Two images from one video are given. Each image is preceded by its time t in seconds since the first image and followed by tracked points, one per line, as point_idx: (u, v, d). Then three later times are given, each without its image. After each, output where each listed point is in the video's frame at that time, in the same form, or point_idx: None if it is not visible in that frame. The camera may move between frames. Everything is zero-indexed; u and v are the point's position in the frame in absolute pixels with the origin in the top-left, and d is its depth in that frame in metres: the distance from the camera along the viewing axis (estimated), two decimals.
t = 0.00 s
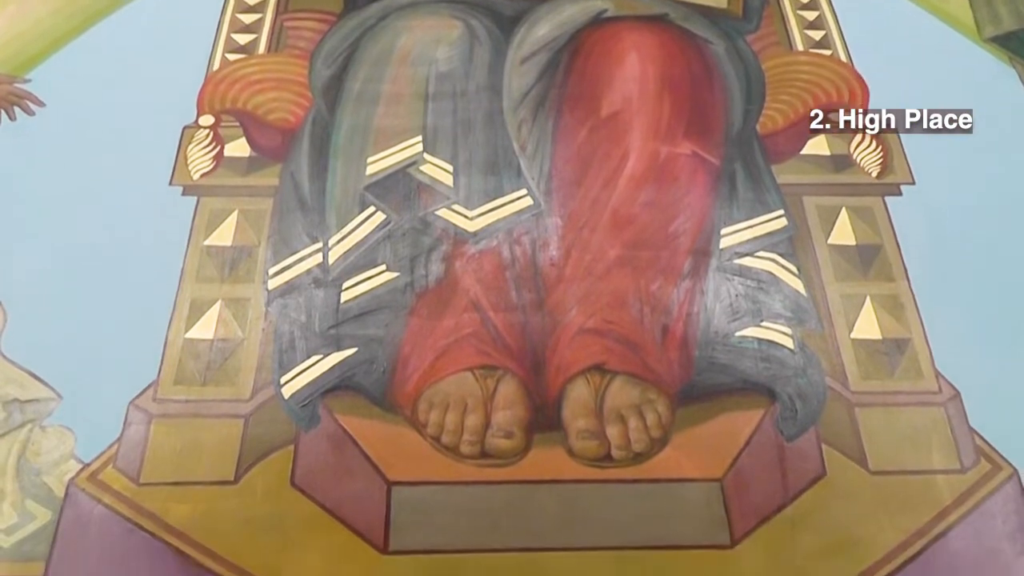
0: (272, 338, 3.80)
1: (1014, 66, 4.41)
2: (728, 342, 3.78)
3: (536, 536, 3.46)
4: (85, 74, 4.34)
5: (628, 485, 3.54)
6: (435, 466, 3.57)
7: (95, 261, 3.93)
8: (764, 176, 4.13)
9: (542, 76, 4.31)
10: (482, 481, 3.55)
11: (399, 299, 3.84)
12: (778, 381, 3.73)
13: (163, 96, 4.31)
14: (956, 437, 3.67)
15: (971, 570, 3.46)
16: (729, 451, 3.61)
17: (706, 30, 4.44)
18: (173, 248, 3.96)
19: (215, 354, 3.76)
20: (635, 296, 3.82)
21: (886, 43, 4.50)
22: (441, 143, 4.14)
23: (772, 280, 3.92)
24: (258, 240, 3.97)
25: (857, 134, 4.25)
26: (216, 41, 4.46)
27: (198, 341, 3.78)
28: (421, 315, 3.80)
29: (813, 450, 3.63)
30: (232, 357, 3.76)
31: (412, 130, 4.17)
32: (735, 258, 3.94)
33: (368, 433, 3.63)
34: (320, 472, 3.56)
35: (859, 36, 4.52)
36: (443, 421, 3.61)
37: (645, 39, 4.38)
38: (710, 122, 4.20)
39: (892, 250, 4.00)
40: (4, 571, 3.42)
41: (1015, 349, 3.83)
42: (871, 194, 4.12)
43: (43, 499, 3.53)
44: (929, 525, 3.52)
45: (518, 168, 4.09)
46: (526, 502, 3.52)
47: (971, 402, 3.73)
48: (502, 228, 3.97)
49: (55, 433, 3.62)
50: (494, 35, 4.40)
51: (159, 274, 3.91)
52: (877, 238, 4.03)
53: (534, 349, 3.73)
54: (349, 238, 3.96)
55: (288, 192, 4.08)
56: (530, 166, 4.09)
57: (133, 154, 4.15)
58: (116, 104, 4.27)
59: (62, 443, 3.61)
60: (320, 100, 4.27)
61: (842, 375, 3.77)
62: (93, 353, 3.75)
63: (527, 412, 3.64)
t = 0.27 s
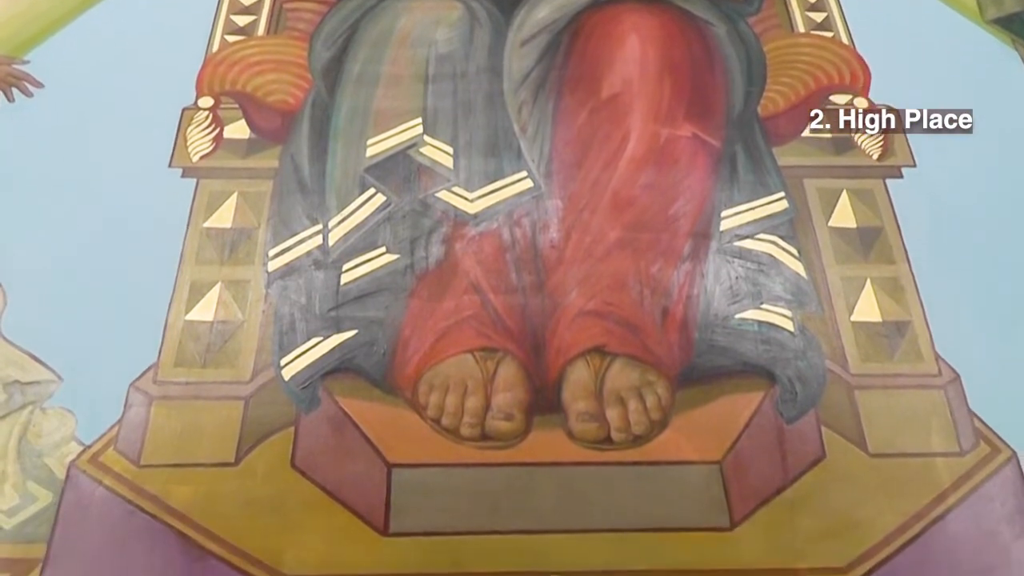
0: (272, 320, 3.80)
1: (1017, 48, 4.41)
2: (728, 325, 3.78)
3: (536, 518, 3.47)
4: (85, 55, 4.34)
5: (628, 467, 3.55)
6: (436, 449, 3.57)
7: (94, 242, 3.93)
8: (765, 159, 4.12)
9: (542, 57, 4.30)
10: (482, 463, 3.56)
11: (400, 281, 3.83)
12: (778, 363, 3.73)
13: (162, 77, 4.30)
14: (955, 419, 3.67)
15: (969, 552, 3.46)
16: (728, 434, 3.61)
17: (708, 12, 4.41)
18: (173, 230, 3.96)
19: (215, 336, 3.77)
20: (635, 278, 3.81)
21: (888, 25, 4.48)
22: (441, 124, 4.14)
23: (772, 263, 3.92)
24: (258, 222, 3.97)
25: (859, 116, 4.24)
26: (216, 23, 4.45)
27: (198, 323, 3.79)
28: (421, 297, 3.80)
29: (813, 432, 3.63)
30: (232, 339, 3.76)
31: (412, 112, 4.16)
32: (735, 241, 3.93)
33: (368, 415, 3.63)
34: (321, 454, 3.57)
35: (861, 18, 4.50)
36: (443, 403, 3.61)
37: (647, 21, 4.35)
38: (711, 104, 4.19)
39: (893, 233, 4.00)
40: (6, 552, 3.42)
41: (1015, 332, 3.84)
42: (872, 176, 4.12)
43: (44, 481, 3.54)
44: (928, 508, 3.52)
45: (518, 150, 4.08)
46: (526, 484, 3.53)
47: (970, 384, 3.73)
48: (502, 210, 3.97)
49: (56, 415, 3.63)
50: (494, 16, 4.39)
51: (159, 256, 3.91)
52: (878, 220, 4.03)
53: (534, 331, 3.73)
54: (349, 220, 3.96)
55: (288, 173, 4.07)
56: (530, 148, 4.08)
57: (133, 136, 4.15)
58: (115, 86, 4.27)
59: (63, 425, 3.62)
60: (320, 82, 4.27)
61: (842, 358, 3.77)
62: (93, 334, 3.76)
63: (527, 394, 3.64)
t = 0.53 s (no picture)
0: (272, 303, 3.80)
1: (1019, 31, 4.40)
2: (728, 308, 3.78)
3: (536, 501, 3.47)
4: (84, 38, 4.35)
5: (628, 450, 3.55)
6: (436, 432, 3.57)
7: (93, 225, 3.93)
8: (766, 142, 4.11)
9: (542, 41, 4.28)
10: (482, 447, 3.57)
11: (400, 265, 3.83)
12: (778, 346, 3.73)
13: (162, 60, 4.31)
14: (954, 402, 3.67)
15: (969, 534, 3.45)
16: (727, 416, 3.61)
17: None
18: (173, 212, 3.96)
19: (215, 319, 3.77)
20: (635, 262, 3.82)
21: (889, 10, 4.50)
22: (441, 108, 4.14)
23: (773, 246, 3.92)
24: (257, 205, 3.97)
25: (860, 99, 4.25)
26: (216, 7, 4.46)
27: (198, 306, 3.79)
28: (421, 280, 3.79)
29: (813, 415, 3.63)
30: (232, 322, 3.76)
31: (412, 95, 4.16)
32: (736, 224, 3.93)
33: (368, 398, 3.63)
34: (321, 437, 3.57)
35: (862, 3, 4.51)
36: (443, 386, 3.62)
37: (648, 4, 4.35)
38: (712, 87, 4.18)
39: (893, 216, 4.00)
40: (6, 534, 3.42)
41: (1014, 316, 3.84)
42: (874, 160, 4.12)
43: (45, 464, 3.53)
44: (927, 491, 3.51)
45: (518, 133, 4.08)
46: (526, 467, 3.53)
47: (970, 367, 3.74)
48: (502, 193, 3.96)
49: (56, 397, 3.63)
50: None
51: (159, 239, 3.91)
52: (879, 203, 4.02)
53: (534, 314, 3.73)
54: (349, 203, 3.95)
55: (288, 156, 4.06)
56: (530, 131, 4.08)
57: (132, 119, 4.15)
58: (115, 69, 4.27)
59: (64, 407, 3.62)
60: (319, 65, 4.26)
61: (842, 341, 3.77)
62: (92, 316, 3.77)
63: (528, 377, 3.64)
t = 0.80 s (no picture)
0: (272, 286, 3.80)
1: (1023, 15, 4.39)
2: (729, 292, 3.78)
3: (536, 484, 3.47)
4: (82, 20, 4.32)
5: (627, 434, 3.55)
6: (436, 415, 3.58)
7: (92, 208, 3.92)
8: (767, 125, 4.10)
9: (542, 25, 4.25)
10: (482, 430, 3.57)
11: (400, 248, 3.83)
12: (778, 330, 3.73)
13: (160, 43, 4.29)
14: (954, 386, 3.67)
15: (968, 518, 3.45)
16: (727, 400, 3.61)
17: None
18: (172, 195, 3.96)
19: (215, 302, 3.77)
20: (635, 245, 3.81)
21: None
22: (441, 91, 4.12)
23: (773, 229, 3.91)
24: (257, 188, 3.96)
25: (861, 83, 4.24)
26: None
27: (197, 289, 3.79)
28: (421, 264, 3.79)
29: (813, 399, 3.63)
30: (232, 305, 3.76)
31: (412, 78, 4.14)
32: (737, 208, 3.92)
33: (369, 381, 3.63)
34: (321, 420, 3.57)
35: None
36: (443, 369, 3.62)
37: None
38: (713, 71, 4.16)
39: (894, 199, 4.00)
40: (7, 517, 3.42)
41: (1015, 299, 3.82)
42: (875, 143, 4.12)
43: (46, 447, 3.54)
44: (926, 474, 3.52)
45: (519, 117, 4.06)
46: (526, 450, 3.53)
47: (970, 350, 3.73)
48: (502, 176, 3.95)
49: (57, 380, 3.63)
50: None
51: (159, 222, 3.91)
52: (880, 186, 4.02)
53: (534, 297, 3.73)
54: (349, 186, 3.95)
55: (288, 139, 4.05)
56: (530, 115, 4.06)
57: (131, 101, 4.14)
58: (113, 51, 4.26)
59: (64, 390, 3.62)
60: (318, 48, 4.24)
61: (842, 325, 3.77)
62: (92, 299, 3.76)
63: (528, 360, 3.64)
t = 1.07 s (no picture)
0: (272, 269, 3.80)
1: None
2: (729, 275, 3.77)
3: (536, 467, 3.47)
4: None
5: (628, 417, 3.55)
6: (436, 399, 3.58)
7: (92, 191, 3.92)
8: (767, 108, 4.09)
9: (542, 8, 4.22)
10: (482, 414, 3.56)
11: (400, 232, 3.82)
12: (778, 314, 3.73)
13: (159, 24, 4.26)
14: (954, 370, 3.67)
15: (966, 502, 3.46)
16: (727, 384, 3.61)
17: None
18: (172, 177, 3.95)
19: (215, 286, 3.77)
20: (636, 228, 3.81)
21: None
22: (441, 74, 4.10)
23: (774, 213, 3.90)
24: (256, 171, 3.96)
25: (863, 66, 4.21)
26: None
27: (197, 273, 3.79)
28: (421, 248, 3.79)
29: (813, 382, 3.63)
30: (232, 288, 3.77)
31: (412, 61, 4.12)
32: (737, 191, 3.91)
33: (369, 365, 3.63)
34: (321, 403, 3.56)
35: None
36: (443, 353, 3.62)
37: None
38: (714, 54, 4.14)
39: (895, 183, 3.99)
40: (9, 500, 3.43)
41: (1016, 284, 3.81)
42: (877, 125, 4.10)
43: (46, 430, 3.55)
44: (924, 458, 3.52)
45: (519, 100, 4.05)
46: (526, 434, 3.53)
47: (970, 334, 3.73)
48: (502, 159, 3.94)
49: (57, 363, 3.64)
50: None
51: (158, 204, 3.90)
52: (881, 170, 4.02)
53: (534, 281, 3.73)
54: (349, 169, 3.94)
55: (287, 123, 4.05)
56: (531, 99, 4.05)
57: (130, 83, 4.13)
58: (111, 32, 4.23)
59: (64, 373, 3.63)
60: (318, 31, 4.21)
61: (842, 310, 3.76)
62: (91, 283, 3.75)
63: (527, 343, 3.65)
